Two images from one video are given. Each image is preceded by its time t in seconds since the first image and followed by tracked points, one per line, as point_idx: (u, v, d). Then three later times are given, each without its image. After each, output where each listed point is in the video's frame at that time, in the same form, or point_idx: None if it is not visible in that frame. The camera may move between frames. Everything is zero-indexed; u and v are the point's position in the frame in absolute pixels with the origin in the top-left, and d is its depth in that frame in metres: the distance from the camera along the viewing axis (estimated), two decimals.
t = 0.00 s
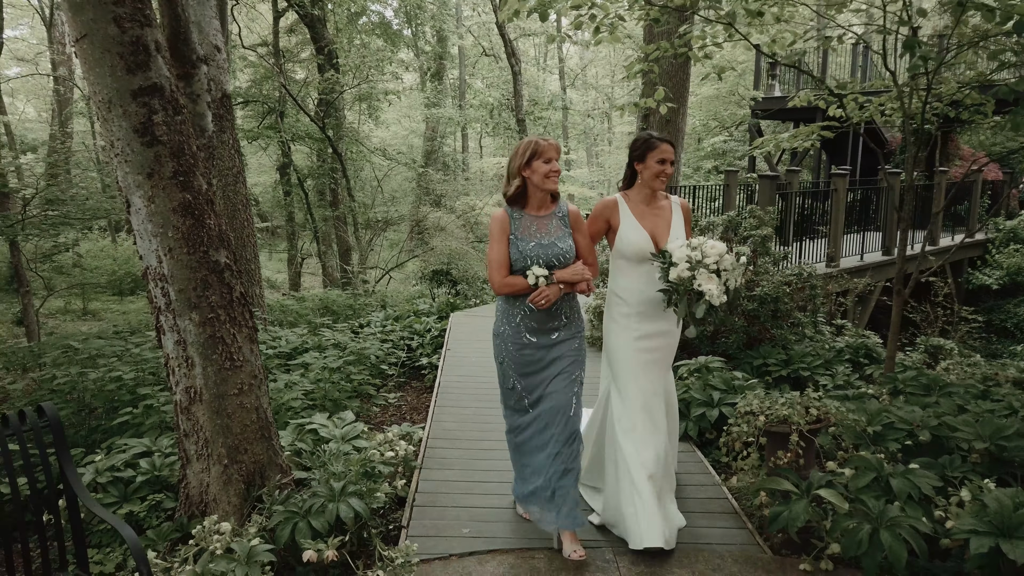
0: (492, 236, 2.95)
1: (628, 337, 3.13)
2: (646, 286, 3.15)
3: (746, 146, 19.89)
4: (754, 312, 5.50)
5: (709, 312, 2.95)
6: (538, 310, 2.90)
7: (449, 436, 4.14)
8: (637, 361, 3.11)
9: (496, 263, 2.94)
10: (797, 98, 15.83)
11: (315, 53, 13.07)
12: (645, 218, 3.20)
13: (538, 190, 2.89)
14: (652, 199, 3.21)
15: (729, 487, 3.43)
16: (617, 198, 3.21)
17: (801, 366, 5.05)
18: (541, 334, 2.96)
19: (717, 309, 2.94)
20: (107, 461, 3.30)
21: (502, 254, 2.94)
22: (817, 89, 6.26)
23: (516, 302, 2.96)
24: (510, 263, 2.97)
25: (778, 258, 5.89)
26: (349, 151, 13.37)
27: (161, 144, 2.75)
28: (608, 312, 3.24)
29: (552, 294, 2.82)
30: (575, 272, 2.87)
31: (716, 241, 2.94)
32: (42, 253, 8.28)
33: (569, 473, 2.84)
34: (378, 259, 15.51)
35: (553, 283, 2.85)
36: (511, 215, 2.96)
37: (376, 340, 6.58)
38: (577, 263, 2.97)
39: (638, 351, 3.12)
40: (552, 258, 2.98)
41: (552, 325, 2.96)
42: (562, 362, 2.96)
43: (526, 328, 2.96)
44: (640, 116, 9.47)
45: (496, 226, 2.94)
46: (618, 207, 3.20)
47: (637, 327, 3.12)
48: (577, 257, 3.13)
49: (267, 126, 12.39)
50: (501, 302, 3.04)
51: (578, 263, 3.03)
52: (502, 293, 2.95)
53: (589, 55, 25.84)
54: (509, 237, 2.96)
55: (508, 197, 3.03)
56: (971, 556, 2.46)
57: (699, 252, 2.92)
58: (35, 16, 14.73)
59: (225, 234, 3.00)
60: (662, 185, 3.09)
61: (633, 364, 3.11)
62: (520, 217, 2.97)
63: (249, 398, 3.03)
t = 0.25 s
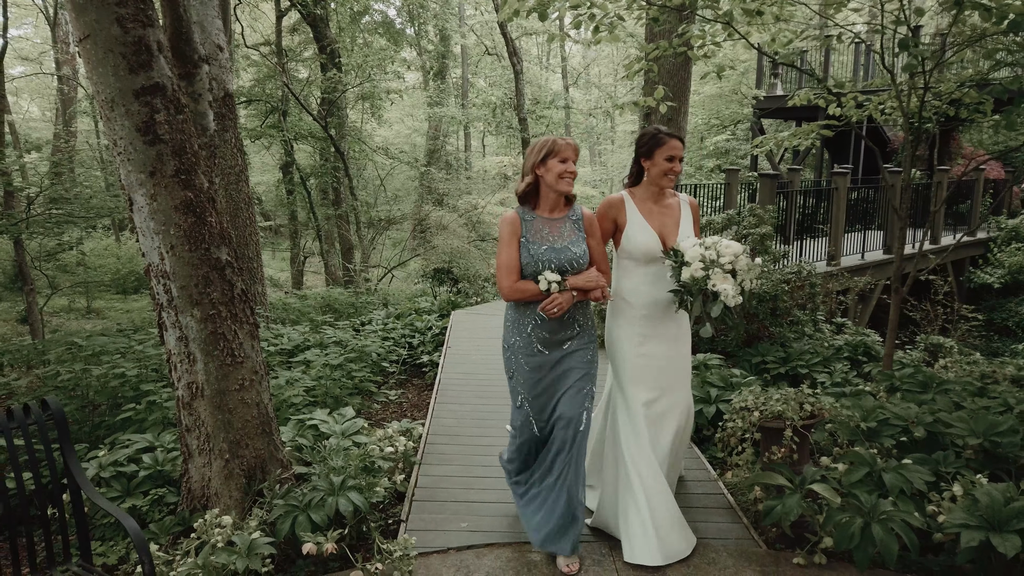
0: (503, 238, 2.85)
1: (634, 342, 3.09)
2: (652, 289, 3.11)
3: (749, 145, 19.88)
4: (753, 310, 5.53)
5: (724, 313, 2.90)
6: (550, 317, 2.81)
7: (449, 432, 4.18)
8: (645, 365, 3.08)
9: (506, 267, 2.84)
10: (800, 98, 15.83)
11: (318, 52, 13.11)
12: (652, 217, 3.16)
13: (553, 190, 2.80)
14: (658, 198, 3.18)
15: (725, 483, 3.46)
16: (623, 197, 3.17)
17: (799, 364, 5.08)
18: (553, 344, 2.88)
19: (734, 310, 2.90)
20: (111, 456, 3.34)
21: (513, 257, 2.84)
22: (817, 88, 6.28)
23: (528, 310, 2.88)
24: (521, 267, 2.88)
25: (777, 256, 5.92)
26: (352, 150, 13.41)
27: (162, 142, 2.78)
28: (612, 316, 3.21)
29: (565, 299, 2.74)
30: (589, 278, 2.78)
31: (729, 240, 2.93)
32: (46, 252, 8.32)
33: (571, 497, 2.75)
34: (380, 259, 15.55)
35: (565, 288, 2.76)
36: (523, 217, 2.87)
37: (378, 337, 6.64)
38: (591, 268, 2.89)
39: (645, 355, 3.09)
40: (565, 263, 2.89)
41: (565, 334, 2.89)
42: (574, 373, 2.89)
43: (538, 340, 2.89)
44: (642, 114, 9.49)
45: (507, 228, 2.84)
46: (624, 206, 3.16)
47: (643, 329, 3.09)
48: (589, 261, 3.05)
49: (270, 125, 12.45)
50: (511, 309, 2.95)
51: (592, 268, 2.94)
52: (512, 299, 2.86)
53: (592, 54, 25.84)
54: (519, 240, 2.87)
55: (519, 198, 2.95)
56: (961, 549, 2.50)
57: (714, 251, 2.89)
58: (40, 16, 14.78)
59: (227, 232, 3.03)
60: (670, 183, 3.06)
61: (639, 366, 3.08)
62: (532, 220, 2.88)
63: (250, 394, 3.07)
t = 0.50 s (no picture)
0: (515, 236, 2.60)
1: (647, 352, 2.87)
2: (668, 293, 2.85)
3: (752, 144, 19.88)
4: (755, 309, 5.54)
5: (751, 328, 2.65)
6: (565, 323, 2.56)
7: (451, 430, 4.19)
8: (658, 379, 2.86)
9: (518, 269, 2.59)
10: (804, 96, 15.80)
11: (322, 51, 13.11)
12: (672, 218, 2.91)
13: (569, 187, 2.56)
14: (678, 197, 2.93)
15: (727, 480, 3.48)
16: (639, 195, 2.92)
17: (802, 361, 5.08)
18: (568, 348, 2.61)
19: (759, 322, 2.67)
20: (116, 453, 3.35)
21: (525, 259, 2.59)
22: (820, 88, 6.28)
23: (539, 313, 2.62)
24: (533, 270, 2.63)
25: (780, 255, 5.92)
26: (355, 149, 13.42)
27: (168, 142, 2.80)
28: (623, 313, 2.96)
29: (582, 305, 2.49)
30: (607, 282, 2.55)
31: (757, 247, 2.67)
32: (51, 250, 8.35)
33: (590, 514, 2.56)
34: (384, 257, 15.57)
35: (582, 293, 2.51)
36: (537, 214, 2.62)
37: (381, 336, 6.66)
38: (609, 272, 2.64)
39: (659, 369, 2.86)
40: (581, 266, 2.65)
41: (580, 336, 2.63)
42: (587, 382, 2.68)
43: (552, 344, 2.60)
44: (645, 113, 9.46)
45: (519, 225, 2.60)
46: (641, 206, 2.90)
47: (657, 335, 2.85)
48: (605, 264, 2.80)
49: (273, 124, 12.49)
50: (521, 312, 2.68)
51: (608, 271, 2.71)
52: (523, 303, 2.59)
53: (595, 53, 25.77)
54: (533, 240, 2.62)
55: (533, 195, 2.72)
56: (962, 546, 2.51)
57: (740, 259, 2.63)
58: (44, 15, 14.81)
59: (231, 231, 3.05)
60: (691, 179, 2.83)
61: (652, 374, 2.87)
62: (547, 218, 2.63)
63: (255, 393, 3.09)
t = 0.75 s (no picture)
0: (525, 247, 2.52)
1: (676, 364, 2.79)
2: (697, 309, 2.79)
3: (756, 143, 19.84)
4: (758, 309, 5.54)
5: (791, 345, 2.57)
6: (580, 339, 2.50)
7: (455, 428, 4.21)
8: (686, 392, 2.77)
9: (529, 282, 2.51)
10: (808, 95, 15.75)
11: (326, 51, 13.11)
12: (702, 225, 2.85)
13: (582, 195, 2.48)
14: (708, 204, 2.88)
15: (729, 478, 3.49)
16: (669, 201, 2.86)
17: (805, 361, 5.09)
18: (584, 366, 2.57)
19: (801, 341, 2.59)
20: (122, 451, 3.38)
21: (537, 271, 2.50)
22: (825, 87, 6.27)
23: (553, 328, 2.56)
24: (546, 282, 2.54)
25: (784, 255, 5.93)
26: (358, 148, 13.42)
27: (174, 141, 2.82)
28: (650, 329, 2.90)
29: (595, 321, 2.43)
30: (623, 296, 2.47)
31: (795, 259, 2.60)
32: (56, 249, 8.38)
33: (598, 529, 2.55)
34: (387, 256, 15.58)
35: (597, 308, 2.44)
36: (547, 224, 2.53)
37: (384, 335, 6.68)
38: (625, 282, 2.56)
39: (687, 381, 2.77)
40: (596, 277, 2.57)
41: (595, 353, 2.58)
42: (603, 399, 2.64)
43: (568, 362, 2.55)
44: (650, 111, 9.45)
45: (529, 236, 2.51)
46: (671, 213, 2.84)
47: (688, 350, 2.78)
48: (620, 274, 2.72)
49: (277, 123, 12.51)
50: (533, 326, 2.62)
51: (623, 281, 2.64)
52: (535, 318, 2.52)
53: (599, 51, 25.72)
54: (544, 250, 2.53)
55: (543, 202, 2.62)
56: (964, 545, 2.52)
57: (778, 273, 2.55)
58: (49, 13, 14.83)
59: (237, 231, 3.07)
60: (724, 185, 2.78)
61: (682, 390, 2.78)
62: (557, 227, 2.54)
63: (260, 391, 3.12)
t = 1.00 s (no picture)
0: (526, 249, 2.35)
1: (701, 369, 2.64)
2: (720, 310, 2.66)
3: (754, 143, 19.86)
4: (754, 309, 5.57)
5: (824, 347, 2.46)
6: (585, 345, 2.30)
7: (450, 427, 4.24)
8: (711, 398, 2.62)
9: (530, 286, 2.32)
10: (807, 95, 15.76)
11: (325, 51, 13.14)
12: (719, 224, 2.72)
13: (585, 192, 2.33)
14: (725, 201, 2.74)
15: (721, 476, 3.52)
16: (683, 200, 2.73)
17: (799, 360, 5.13)
18: (585, 374, 2.36)
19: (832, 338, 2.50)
20: (120, 450, 3.40)
21: (539, 274, 2.33)
22: (821, 89, 6.31)
23: (555, 334, 2.36)
24: (549, 287, 2.37)
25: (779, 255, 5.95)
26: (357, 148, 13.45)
27: (172, 142, 2.85)
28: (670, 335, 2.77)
29: (603, 324, 2.24)
30: (631, 297, 2.28)
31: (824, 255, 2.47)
32: (56, 248, 8.41)
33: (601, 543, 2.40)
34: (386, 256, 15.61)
35: (605, 311, 2.26)
36: (549, 224, 2.38)
37: (382, 334, 6.71)
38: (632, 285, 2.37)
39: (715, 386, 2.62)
40: (601, 280, 2.38)
41: (600, 362, 2.37)
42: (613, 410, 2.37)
43: (566, 370, 2.36)
44: (648, 111, 9.47)
45: (531, 237, 2.35)
46: (686, 212, 2.71)
47: (711, 357, 2.64)
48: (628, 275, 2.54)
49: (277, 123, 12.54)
50: (535, 333, 2.43)
51: (631, 284, 2.44)
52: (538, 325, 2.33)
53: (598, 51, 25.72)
54: (546, 252, 2.36)
55: (542, 203, 2.47)
56: (951, 541, 2.55)
57: (809, 271, 2.43)
58: (48, 13, 14.84)
59: (235, 231, 3.10)
60: (742, 180, 2.64)
61: (703, 400, 2.62)
62: (561, 227, 2.39)
63: (257, 390, 3.14)
